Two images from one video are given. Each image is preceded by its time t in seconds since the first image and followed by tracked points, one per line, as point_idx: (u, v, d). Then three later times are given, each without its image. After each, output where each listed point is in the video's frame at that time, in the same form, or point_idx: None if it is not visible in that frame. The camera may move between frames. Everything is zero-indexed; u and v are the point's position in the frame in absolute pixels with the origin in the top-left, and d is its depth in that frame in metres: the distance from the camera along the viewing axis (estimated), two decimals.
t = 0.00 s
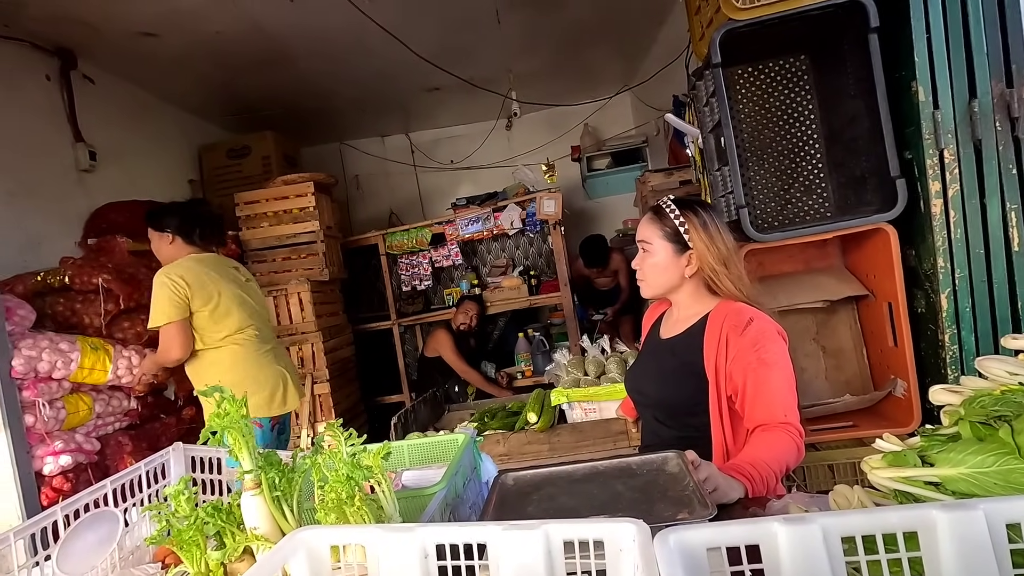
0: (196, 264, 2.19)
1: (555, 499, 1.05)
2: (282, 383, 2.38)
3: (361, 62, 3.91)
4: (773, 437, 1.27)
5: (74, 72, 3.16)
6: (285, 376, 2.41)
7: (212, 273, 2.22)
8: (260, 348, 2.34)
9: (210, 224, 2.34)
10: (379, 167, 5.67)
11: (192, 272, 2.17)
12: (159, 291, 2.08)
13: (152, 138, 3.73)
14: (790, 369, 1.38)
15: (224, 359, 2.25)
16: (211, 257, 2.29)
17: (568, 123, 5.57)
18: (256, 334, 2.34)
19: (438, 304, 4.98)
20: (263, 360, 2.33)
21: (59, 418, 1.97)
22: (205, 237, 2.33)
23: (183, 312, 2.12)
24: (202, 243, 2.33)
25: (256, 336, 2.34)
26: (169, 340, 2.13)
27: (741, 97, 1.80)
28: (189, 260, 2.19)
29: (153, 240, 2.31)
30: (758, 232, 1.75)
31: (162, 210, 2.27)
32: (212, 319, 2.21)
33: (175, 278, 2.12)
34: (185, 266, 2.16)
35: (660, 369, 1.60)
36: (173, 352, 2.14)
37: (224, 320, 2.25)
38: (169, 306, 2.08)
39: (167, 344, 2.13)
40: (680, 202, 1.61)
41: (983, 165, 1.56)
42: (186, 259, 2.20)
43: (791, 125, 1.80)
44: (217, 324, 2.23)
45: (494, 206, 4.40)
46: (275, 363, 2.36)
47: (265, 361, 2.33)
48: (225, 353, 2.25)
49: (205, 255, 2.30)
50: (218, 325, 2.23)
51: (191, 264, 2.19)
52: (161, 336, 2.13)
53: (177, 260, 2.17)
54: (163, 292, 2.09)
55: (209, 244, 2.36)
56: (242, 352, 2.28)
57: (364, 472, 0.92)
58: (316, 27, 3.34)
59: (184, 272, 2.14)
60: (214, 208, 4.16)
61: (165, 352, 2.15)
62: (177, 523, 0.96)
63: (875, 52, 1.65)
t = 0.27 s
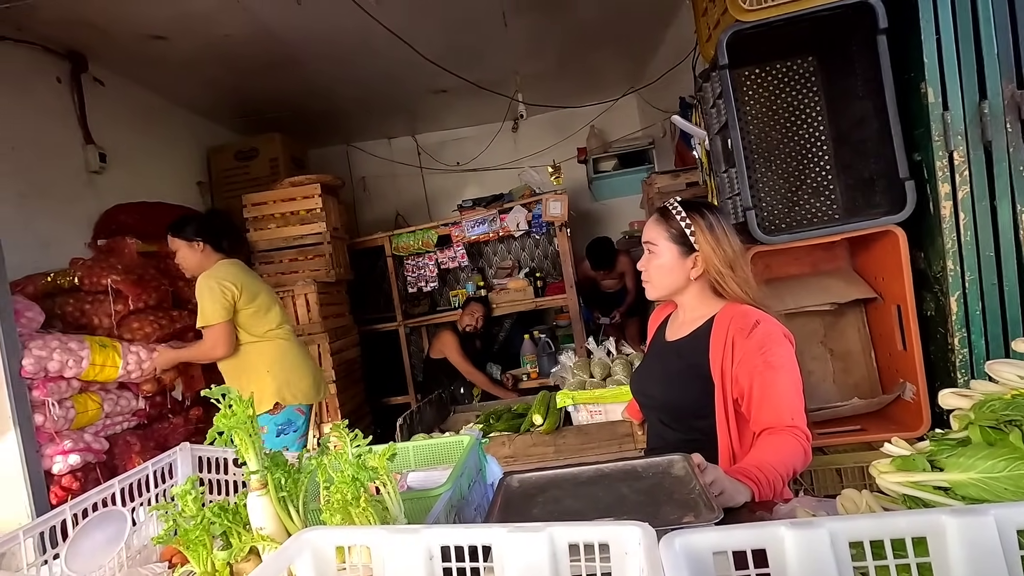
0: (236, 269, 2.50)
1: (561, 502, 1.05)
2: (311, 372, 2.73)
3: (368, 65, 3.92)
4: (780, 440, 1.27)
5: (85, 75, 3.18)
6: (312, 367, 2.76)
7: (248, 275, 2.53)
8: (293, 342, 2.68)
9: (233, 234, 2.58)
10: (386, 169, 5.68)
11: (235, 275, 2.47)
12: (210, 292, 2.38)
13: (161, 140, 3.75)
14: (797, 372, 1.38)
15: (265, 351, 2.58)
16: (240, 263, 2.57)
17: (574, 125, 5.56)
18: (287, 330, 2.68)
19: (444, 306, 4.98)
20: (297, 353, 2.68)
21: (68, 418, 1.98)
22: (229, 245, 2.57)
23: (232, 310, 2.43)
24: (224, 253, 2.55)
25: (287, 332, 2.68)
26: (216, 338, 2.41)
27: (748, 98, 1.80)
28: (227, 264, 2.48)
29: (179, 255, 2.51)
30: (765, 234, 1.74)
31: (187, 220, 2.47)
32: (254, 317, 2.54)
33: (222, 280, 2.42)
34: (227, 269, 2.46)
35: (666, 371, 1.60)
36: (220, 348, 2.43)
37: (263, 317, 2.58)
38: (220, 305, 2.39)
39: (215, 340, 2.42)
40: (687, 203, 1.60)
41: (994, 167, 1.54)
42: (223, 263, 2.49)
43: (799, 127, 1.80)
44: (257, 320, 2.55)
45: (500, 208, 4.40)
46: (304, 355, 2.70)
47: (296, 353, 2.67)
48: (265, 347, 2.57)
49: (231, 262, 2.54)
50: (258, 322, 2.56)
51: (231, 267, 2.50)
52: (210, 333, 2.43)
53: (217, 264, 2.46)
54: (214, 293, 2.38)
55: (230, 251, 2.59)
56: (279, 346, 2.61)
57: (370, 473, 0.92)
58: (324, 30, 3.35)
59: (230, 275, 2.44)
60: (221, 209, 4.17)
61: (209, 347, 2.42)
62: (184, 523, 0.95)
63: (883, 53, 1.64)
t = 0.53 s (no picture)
0: (251, 267, 2.49)
1: (568, 505, 1.05)
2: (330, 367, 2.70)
3: (375, 68, 3.94)
4: (787, 444, 1.27)
5: (94, 78, 3.20)
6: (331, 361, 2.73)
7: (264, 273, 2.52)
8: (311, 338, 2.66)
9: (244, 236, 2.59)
10: (392, 171, 5.69)
11: (252, 272, 2.46)
12: (231, 289, 2.36)
13: (170, 143, 3.77)
14: (803, 375, 1.37)
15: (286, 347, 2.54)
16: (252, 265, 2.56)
17: (579, 128, 5.57)
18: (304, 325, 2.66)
19: (449, 308, 4.99)
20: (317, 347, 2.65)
21: (77, 418, 1.99)
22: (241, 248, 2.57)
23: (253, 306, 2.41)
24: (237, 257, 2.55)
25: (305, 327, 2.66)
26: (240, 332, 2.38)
27: (755, 101, 1.80)
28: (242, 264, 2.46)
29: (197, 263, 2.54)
30: (771, 238, 1.74)
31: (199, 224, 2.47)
32: (274, 314, 2.52)
33: (241, 277, 2.41)
34: (244, 267, 2.45)
35: (672, 375, 1.60)
36: (242, 346, 2.40)
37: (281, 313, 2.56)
38: (242, 300, 2.37)
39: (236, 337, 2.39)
40: (692, 207, 1.61)
41: (1003, 171, 1.54)
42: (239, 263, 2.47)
43: (806, 130, 1.80)
44: (277, 317, 2.53)
45: (505, 211, 4.41)
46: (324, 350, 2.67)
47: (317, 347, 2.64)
48: (286, 345, 2.54)
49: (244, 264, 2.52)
50: (278, 320, 2.54)
51: (247, 266, 2.48)
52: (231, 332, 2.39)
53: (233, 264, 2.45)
54: (236, 289, 2.37)
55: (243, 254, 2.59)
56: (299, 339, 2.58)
57: (379, 476, 0.93)
58: (331, 34, 3.36)
59: (248, 274, 2.43)
60: (228, 212, 4.19)
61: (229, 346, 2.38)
62: (195, 524, 0.95)
63: (892, 57, 1.64)
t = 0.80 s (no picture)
0: (264, 268, 2.50)
1: (584, 506, 1.06)
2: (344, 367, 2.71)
3: (383, 72, 3.96)
4: (799, 447, 1.28)
5: (107, 82, 3.23)
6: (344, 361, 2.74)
7: (276, 273, 2.53)
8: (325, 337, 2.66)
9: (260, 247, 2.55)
10: (399, 174, 5.72)
11: (265, 272, 2.47)
12: (246, 287, 2.37)
13: (180, 146, 3.80)
14: (814, 378, 1.38)
15: (301, 346, 2.54)
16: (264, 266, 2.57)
17: (586, 131, 5.58)
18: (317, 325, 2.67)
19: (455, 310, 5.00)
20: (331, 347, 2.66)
21: (90, 419, 2.02)
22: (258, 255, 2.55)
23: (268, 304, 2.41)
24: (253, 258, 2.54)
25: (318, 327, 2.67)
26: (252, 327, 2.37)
27: (765, 106, 1.81)
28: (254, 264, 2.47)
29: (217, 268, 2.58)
30: (781, 242, 1.75)
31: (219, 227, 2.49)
32: (288, 313, 2.52)
33: (255, 276, 2.42)
34: (258, 267, 2.46)
35: (683, 378, 1.61)
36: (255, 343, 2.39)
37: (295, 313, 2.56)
38: (257, 298, 2.37)
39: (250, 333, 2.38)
40: (702, 211, 1.62)
41: (1014, 175, 1.55)
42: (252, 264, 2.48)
43: (815, 134, 1.81)
44: (291, 316, 2.54)
45: (512, 213, 4.43)
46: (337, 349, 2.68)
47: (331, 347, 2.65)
48: (299, 344, 2.54)
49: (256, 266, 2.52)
50: (291, 319, 2.54)
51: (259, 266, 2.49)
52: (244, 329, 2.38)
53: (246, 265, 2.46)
54: (250, 287, 2.38)
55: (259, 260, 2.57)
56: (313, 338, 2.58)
57: (400, 477, 0.94)
58: (340, 38, 3.39)
59: (262, 273, 2.44)
60: (237, 214, 4.22)
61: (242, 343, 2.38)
62: (219, 523, 0.97)
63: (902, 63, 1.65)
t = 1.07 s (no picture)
0: (279, 267, 2.51)
1: (593, 508, 1.07)
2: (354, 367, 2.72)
3: (389, 75, 3.98)
4: (806, 450, 1.28)
5: (116, 86, 3.25)
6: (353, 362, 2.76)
7: (290, 274, 2.54)
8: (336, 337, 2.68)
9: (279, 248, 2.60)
10: (404, 176, 5.74)
11: (281, 271, 2.48)
12: (263, 285, 2.37)
13: (188, 149, 3.82)
14: (820, 381, 1.39)
15: (314, 346, 2.55)
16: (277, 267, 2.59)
17: (590, 133, 5.59)
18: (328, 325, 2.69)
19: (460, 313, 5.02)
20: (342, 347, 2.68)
21: (99, 420, 2.04)
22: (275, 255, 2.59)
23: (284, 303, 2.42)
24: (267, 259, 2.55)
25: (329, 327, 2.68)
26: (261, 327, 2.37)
27: (771, 109, 1.81)
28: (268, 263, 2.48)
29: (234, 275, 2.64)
30: (788, 245, 1.76)
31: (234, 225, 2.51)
32: (302, 313, 2.53)
33: (272, 276, 2.42)
34: (273, 267, 2.47)
35: (689, 381, 1.61)
36: (262, 341, 2.38)
37: (309, 312, 2.57)
38: (274, 297, 2.38)
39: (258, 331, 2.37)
40: (708, 215, 1.63)
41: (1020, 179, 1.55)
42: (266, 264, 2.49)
43: (821, 137, 1.81)
44: (305, 315, 2.55)
45: (517, 216, 4.44)
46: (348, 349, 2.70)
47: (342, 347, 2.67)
48: (312, 343, 2.55)
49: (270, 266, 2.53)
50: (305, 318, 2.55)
51: (273, 266, 2.49)
52: (256, 327, 2.38)
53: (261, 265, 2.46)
54: (266, 285, 2.37)
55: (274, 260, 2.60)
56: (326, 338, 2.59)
57: (412, 479, 0.95)
58: (347, 42, 3.41)
59: (278, 272, 2.45)
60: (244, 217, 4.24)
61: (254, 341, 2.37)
62: (233, 524, 0.99)
63: (908, 66, 1.67)
